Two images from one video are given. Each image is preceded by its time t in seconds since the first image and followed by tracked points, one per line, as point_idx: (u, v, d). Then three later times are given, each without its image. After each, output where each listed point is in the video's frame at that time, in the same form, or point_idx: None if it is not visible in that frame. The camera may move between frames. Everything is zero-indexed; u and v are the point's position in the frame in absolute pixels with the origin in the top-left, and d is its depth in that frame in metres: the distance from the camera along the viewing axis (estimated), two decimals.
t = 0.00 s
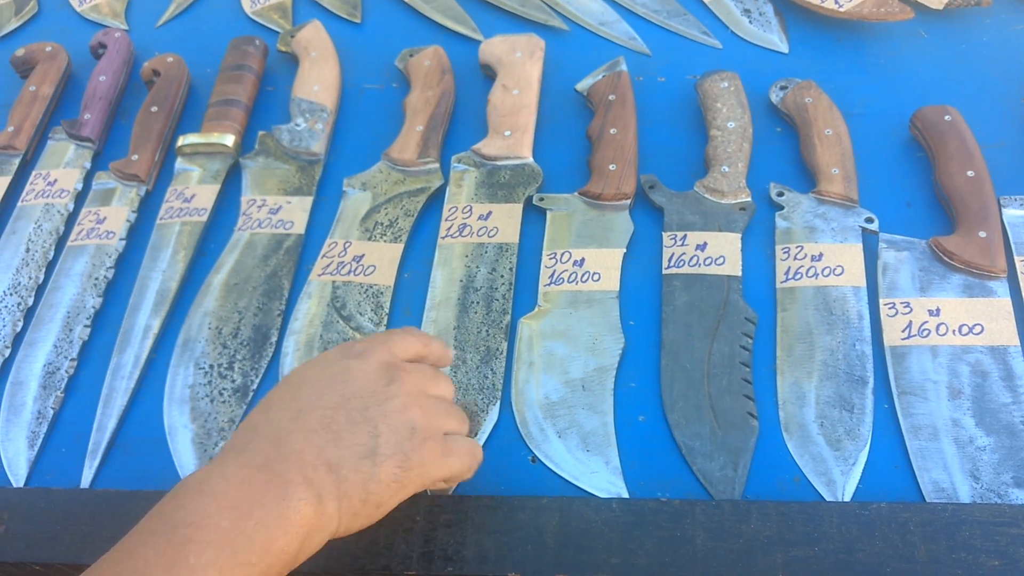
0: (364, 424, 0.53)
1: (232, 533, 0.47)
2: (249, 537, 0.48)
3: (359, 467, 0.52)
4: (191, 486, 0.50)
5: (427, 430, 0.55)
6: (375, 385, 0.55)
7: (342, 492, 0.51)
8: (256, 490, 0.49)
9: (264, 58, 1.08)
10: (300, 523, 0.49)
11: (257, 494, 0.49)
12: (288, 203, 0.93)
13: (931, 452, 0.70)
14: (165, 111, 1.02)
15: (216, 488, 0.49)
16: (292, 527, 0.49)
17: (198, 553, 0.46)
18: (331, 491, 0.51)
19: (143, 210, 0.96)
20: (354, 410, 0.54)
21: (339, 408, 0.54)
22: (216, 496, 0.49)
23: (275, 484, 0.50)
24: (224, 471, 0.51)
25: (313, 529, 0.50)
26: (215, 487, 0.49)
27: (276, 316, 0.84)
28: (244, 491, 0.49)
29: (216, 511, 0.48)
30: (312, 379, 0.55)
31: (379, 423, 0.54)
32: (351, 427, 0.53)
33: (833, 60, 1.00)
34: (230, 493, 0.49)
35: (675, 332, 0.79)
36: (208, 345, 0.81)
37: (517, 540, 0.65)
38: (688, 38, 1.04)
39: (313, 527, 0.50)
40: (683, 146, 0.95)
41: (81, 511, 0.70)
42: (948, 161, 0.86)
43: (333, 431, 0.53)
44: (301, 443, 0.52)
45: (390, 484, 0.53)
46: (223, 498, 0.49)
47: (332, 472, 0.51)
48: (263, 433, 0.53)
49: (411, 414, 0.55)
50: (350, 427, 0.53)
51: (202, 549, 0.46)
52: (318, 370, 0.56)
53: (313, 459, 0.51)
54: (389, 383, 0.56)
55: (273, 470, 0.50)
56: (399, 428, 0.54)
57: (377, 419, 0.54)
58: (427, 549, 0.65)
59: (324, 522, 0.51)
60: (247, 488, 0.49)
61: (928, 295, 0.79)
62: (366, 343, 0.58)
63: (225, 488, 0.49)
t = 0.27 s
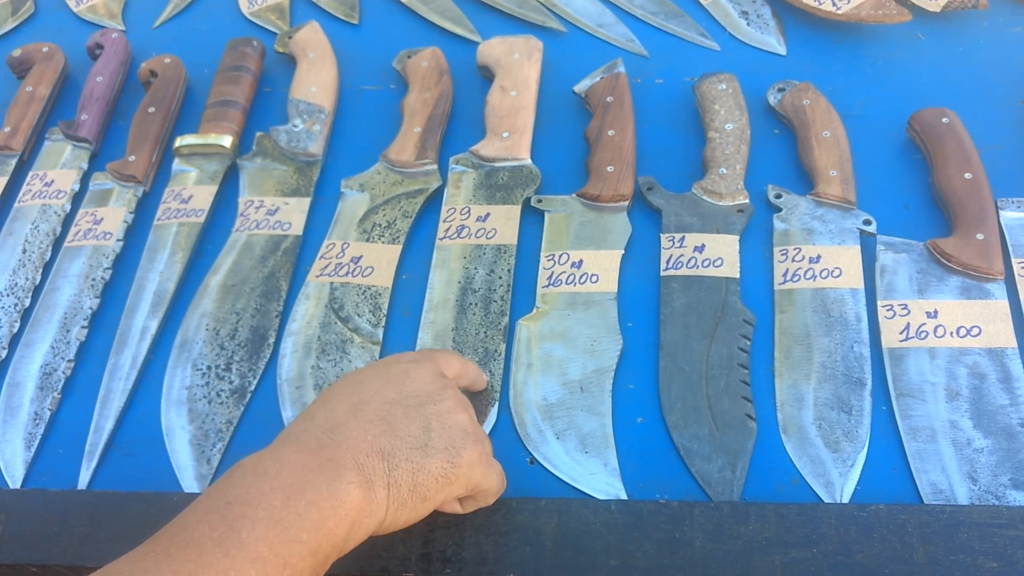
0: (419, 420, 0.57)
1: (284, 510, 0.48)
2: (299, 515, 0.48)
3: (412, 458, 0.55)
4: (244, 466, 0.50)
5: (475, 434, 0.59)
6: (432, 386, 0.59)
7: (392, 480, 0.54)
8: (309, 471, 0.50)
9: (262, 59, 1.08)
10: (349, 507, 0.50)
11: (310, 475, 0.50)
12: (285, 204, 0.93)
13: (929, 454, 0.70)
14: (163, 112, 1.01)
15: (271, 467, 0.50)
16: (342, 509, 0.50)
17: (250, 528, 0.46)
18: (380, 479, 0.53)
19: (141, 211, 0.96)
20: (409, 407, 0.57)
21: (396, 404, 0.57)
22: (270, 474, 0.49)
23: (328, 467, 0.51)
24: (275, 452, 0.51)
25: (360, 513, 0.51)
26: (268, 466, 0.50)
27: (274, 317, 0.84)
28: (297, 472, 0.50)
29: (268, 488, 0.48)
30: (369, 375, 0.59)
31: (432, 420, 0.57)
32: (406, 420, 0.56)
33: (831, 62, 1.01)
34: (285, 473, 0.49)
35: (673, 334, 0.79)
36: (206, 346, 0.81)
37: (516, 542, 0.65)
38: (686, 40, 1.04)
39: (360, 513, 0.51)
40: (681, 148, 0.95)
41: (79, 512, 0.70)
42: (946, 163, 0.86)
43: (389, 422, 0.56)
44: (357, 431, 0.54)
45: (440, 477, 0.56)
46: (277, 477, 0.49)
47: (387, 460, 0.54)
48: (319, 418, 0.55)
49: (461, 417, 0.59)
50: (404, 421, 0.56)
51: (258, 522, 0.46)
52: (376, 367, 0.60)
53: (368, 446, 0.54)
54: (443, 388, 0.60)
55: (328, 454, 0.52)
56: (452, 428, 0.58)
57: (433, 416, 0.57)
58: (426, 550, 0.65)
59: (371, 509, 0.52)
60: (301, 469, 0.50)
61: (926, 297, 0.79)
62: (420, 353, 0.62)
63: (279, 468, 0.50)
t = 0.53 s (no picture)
0: (410, 449, 0.56)
1: (270, 539, 0.48)
2: (285, 544, 0.48)
3: (401, 490, 0.54)
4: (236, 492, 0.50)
5: (467, 464, 0.58)
6: (424, 414, 0.58)
7: (380, 512, 0.53)
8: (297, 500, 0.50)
9: (262, 62, 1.08)
10: (336, 538, 0.50)
11: (298, 506, 0.50)
12: (286, 208, 0.93)
13: (928, 457, 0.70)
14: (163, 115, 1.02)
15: (260, 494, 0.50)
16: (328, 541, 0.50)
17: (234, 553, 0.46)
18: (369, 511, 0.53)
19: (141, 215, 0.97)
20: (401, 435, 0.56)
21: (387, 433, 0.56)
22: (259, 502, 0.49)
23: (317, 498, 0.51)
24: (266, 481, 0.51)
25: (347, 545, 0.51)
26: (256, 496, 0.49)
27: (275, 321, 0.84)
28: (286, 501, 0.50)
29: (256, 515, 0.48)
30: (361, 401, 0.57)
31: (423, 449, 0.56)
32: (397, 451, 0.55)
33: (830, 66, 1.01)
34: (274, 502, 0.49)
35: (673, 337, 0.79)
36: (206, 350, 0.82)
37: (517, 545, 0.66)
38: (685, 43, 1.04)
39: (348, 544, 0.51)
40: (680, 152, 0.95)
41: (81, 515, 0.70)
42: (944, 167, 0.87)
43: (379, 453, 0.55)
44: (347, 461, 0.54)
45: (428, 509, 0.55)
46: (266, 505, 0.49)
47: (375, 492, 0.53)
48: (311, 446, 0.54)
49: (453, 445, 0.57)
50: (395, 451, 0.55)
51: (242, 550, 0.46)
52: (369, 393, 0.58)
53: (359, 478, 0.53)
54: (436, 414, 0.58)
55: (318, 485, 0.52)
56: (443, 457, 0.57)
57: (424, 446, 0.56)
58: (426, 554, 0.65)
59: (359, 541, 0.52)
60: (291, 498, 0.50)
61: (925, 301, 0.79)
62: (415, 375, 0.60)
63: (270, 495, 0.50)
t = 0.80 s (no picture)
0: (396, 457, 0.56)
1: (252, 537, 0.48)
2: (267, 543, 0.48)
3: (386, 498, 0.54)
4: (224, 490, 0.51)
5: (454, 471, 0.57)
6: (412, 422, 0.58)
7: (365, 520, 0.53)
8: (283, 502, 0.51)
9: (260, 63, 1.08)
10: (319, 543, 0.50)
11: (282, 508, 0.50)
12: (284, 209, 0.93)
13: (926, 458, 0.70)
14: (161, 117, 1.02)
15: (247, 494, 0.51)
16: (310, 545, 0.50)
17: (215, 548, 0.47)
18: (354, 518, 0.53)
19: (139, 217, 0.97)
20: (388, 443, 0.56)
21: (374, 441, 0.56)
22: (244, 502, 0.50)
23: (302, 503, 0.51)
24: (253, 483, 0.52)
25: (331, 551, 0.51)
26: (242, 495, 0.50)
27: (273, 322, 0.84)
28: (272, 503, 0.51)
29: (241, 514, 0.49)
30: (350, 409, 0.58)
31: (410, 457, 0.56)
32: (382, 459, 0.55)
33: (828, 66, 1.01)
34: (259, 503, 0.50)
35: (671, 338, 0.79)
36: (205, 351, 0.82)
37: (515, 547, 0.66)
38: (683, 44, 1.04)
39: (331, 550, 0.51)
40: (679, 153, 0.95)
41: (79, 517, 0.70)
42: (942, 168, 0.87)
43: (366, 461, 0.55)
44: (333, 468, 0.54)
45: (414, 517, 0.55)
46: (251, 504, 0.50)
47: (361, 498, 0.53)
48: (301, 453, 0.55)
49: (441, 453, 0.57)
50: (381, 458, 0.55)
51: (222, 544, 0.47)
52: (358, 401, 0.59)
53: (345, 484, 0.53)
54: (423, 421, 0.58)
55: (304, 490, 0.52)
56: (430, 464, 0.56)
57: (410, 453, 0.56)
58: (425, 556, 0.65)
59: (342, 547, 0.52)
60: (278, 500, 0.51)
61: (923, 301, 0.79)
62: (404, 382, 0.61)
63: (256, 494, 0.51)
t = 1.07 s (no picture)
0: (392, 461, 0.55)
1: (244, 525, 0.47)
2: (259, 532, 0.47)
3: (381, 502, 0.54)
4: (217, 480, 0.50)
5: (450, 475, 0.57)
6: (409, 425, 0.58)
7: (358, 523, 0.53)
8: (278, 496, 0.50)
9: (259, 61, 1.08)
10: (311, 541, 0.49)
11: (276, 503, 0.49)
12: (283, 207, 0.93)
13: (925, 453, 0.70)
14: (161, 115, 1.02)
15: (242, 485, 0.49)
16: (302, 541, 0.49)
17: (206, 528, 0.45)
18: (347, 519, 0.52)
19: (139, 214, 0.97)
20: (384, 446, 0.56)
21: (371, 443, 0.56)
22: (239, 491, 0.49)
23: (296, 501, 0.50)
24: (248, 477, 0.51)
25: (323, 551, 0.50)
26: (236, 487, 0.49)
27: (272, 320, 0.85)
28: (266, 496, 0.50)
29: (234, 503, 0.48)
30: (349, 411, 0.58)
31: (406, 461, 0.56)
32: (378, 462, 0.55)
33: (828, 62, 1.01)
34: (255, 495, 0.49)
35: (670, 334, 0.79)
36: (204, 348, 0.83)
37: (513, 543, 0.66)
38: (683, 40, 1.04)
39: (321, 550, 0.50)
40: (678, 149, 0.95)
41: (78, 513, 0.70)
42: (942, 163, 0.86)
43: (362, 463, 0.54)
44: (329, 469, 0.53)
45: (408, 522, 0.55)
46: (245, 495, 0.49)
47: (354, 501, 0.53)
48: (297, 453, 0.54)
49: (437, 456, 0.57)
50: (377, 461, 0.55)
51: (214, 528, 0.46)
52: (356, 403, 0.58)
53: (340, 487, 0.53)
54: (421, 425, 0.58)
55: (299, 488, 0.51)
56: (425, 469, 0.56)
57: (405, 457, 0.56)
58: (423, 552, 0.65)
59: (334, 549, 0.51)
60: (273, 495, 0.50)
61: (922, 297, 0.79)
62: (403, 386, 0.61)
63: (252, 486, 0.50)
